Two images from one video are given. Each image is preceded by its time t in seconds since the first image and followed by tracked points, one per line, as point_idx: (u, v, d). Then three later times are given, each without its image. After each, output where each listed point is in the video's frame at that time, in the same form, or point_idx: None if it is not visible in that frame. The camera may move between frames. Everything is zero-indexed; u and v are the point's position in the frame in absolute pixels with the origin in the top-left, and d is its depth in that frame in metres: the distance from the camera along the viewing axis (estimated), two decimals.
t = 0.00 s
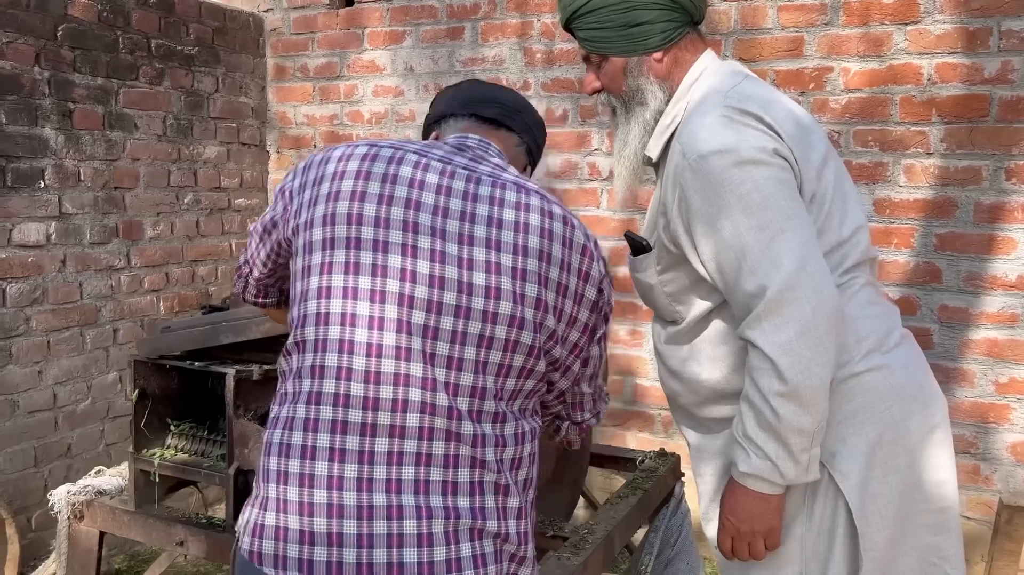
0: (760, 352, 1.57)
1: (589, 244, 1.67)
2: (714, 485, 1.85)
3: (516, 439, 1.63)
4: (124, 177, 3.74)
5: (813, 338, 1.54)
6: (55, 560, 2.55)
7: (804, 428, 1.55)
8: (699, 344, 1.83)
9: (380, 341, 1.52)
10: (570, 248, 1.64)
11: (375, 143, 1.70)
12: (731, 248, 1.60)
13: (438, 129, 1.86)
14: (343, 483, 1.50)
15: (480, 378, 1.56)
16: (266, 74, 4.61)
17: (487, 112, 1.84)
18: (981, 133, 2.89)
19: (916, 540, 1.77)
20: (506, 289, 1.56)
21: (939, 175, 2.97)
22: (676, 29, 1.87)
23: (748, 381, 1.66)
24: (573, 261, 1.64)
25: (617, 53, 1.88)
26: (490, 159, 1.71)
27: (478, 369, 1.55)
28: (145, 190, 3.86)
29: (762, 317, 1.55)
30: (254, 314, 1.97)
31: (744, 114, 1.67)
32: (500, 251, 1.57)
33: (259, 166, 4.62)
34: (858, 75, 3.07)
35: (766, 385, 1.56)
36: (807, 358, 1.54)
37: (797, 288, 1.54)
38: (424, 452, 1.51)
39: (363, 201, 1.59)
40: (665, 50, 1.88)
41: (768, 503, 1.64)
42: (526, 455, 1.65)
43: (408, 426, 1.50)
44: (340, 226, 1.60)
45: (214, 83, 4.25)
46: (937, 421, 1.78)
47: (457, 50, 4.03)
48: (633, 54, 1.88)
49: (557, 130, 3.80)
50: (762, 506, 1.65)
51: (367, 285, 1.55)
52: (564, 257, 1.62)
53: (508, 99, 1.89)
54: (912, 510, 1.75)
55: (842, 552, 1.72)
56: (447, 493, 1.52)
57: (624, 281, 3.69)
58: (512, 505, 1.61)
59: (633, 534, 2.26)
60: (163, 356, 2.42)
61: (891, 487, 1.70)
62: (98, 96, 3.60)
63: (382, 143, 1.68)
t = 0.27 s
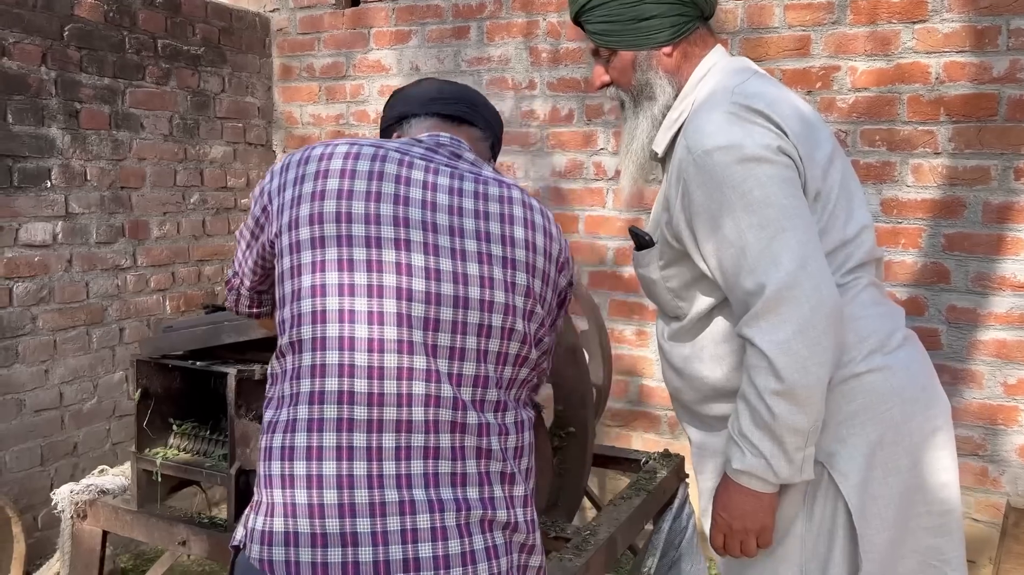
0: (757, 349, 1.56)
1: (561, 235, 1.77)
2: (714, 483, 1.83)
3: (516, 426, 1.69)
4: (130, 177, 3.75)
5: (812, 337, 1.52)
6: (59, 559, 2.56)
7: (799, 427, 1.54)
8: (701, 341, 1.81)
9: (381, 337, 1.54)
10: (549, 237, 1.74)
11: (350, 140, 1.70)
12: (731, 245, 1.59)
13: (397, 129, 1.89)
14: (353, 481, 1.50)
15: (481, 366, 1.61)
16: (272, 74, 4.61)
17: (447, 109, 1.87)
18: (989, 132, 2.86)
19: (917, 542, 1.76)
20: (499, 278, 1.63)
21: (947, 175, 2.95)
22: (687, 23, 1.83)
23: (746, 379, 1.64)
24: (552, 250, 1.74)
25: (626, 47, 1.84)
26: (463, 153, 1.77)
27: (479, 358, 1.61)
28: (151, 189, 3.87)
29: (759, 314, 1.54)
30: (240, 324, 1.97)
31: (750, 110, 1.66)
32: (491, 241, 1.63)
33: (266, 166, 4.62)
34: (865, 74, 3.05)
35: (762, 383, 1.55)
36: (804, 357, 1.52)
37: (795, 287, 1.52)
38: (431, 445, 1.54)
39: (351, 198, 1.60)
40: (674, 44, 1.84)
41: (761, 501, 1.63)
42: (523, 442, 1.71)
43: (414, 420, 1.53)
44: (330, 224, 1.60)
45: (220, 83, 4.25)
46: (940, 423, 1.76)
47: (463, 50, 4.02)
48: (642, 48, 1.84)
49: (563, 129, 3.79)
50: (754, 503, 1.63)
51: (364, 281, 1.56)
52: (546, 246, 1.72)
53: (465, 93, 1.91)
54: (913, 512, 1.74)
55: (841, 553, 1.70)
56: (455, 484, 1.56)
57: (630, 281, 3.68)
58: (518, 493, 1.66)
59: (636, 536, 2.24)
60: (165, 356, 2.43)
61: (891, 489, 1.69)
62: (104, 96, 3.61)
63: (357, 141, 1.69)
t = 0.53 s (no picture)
0: (763, 349, 1.55)
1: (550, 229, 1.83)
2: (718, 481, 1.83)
3: (518, 418, 1.72)
4: (137, 177, 3.77)
5: (818, 337, 1.52)
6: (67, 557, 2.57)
7: (805, 427, 1.53)
8: (706, 340, 1.80)
9: (388, 334, 1.55)
10: (540, 230, 1.80)
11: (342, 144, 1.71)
12: (739, 243, 1.59)
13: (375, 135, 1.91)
14: (364, 476, 1.50)
15: (486, 357, 1.64)
16: (280, 75, 4.63)
17: (423, 112, 1.88)
18: (997, 133, 2.85)
19: (922, 543, 1.75)
20: (498, 270, 1.67)
21: (955, 175, 2.94)
22: (698, 19, 1.81)
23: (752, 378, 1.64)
24: (543, 244, 1.80)
25: (638, 42, 1.83)
26: (451, 155, 1.80)
27: (483, 349, 1.64)
28: (159, 190, 3.88)
29: (765, 313, 1.54)
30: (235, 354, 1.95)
31: (760, 108, 1.65)
32: (488, 236, 1.68)
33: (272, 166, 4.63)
34: (872, 74, 3.04)
35: (767, 383, 1.55)
36: (810, 356, 1.52)
37: (802, 287, 1.52)
38: (439, 439, 1.55)
39: (351, 199, 1.61)
40: (685, 40, 1.83)
41: (766, 503, 1.62)
42: (526, 434, 1.74)
43: (422, 414, 1.54)
44: (331, 226, 1.60)
45: (227, 84, 4.27)
46: (946, 425, 1.76)
47: (469, 50, 4.02)
48: (653, 44, 1.82)
49: (569, 130, 3.79)
50: (759, 505, 1.63)
51: (370, 280, 1.57)
52: (538, 237, 1.78)
53: (440, 96, 1.93)
54: (916, 513, 1.73)
55: (845, 553, 1.70)
56: (463, 478, 1.57)
57: (636, 281, 3.68)
58: (524, 485, 1.68)
59: (641, 536, 2.24)
60: (172, 355, 2.44)
61: (896, 490, 1.68)
62: (112, 97, 3.62)
63: (351, 145, 1.70)
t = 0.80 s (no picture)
0: (770, 351, 1.55)
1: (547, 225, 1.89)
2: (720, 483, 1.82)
3: (522, 415, 1.75)
4: (144, 180, 3.78)
5: (825, 339, 1.52)
6: (73, 557, 2.59)
7: (811, 430, 1.54)
8: (711, 341, 1.80)
9: (389, 332, 1.59)
10: (539, 228, 1.84)
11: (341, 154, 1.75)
12: (744, 244, 1.59)
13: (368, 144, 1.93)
14: (358, 468, 1.54)
15: (488, 352, 1.68)
16: (285, 77, 4.64)
17: (414, 121, 1.90)
18: (1002, 135, 2.85)
19: (925, 547, 1.75)
20: (498, 266, 1.72)
21: (959, 177, 2.93)
22: (706, 20, 1.82)
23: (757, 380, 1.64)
24: (542, 242, 1.85)
25: (647, 41, 1.83)
26: (446, 160, 1.85)
27: (486, 344, 1.68)
28: (165, 192, 3.90)
29: (772, 316, 1.54)
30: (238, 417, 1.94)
31: (769, 110, 1.65)
32: (487, 233, 1.73)
33: (278, 169, 4.65)
34: (877, 76, 3.04)
35: (774, 386, 1.55)
36: (817, 359, 1.52)
37: (809, 289, 1.52)
38: (435, 435, 1.60)
39: (352, 204, 1.65)
40: (693, 40, 1.83)
41: (772, 506, 1.62)
42: (530, 429, 1.76)
43: (419, 410, 1.59)
44: (333, 231, 1.64)
45: (233, 86, 4.28)
46: (948, 428, 1.76)
47: (474, 53, 4.03)
48: (661, 44, 1.83)
49: (573, 132, 3.79)
50: (765, 509, 1.63)
51: (371, 281, 1.61)
52: (536, 233, 1.83)
53: (430, 104, 1.94)
54: (919, 516, 1.73)
55: (848, 557, 1.70)
56: (459, 474, 1.61)
57: (640, 283, 3.68)
58: (523, 482, 1.71)
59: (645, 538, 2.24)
60: (178, 357, 2.44)
61: (899, 493, 1.68)
62: (119, 99, 3.64)
63: (352, 154, 1.75)
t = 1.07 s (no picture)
0: (776, 357, 1.55)
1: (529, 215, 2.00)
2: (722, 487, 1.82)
3: (525, 404, 1.83)
4: (147, 183, 3.79)
5: (831, 345, 1.52)
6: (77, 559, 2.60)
7: (818, 436, 1.54)
8: (713, 345, 1.80)
9: (386, 335, 1.68)
10: (521, 217, 1.95)
11: (322, 172, 1.85)
12: (750, 249, 1.59)
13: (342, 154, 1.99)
14: (364, 467, 1.64)
15: (485, 345, 1.78)
16: (288, 80, 4.65)
17: (387, 131, 1.99)
18: (1004, 137, 2.85)
19: (928, 551, 1.75)
20: (487, 260, 1.82)
21: (962, 180, 2.93)
22: (708, 24, 1.82)
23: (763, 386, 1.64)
24: (527, 232, 1.96)
25: (649, 45, 1.83)
26: (423, 164, 1.95)
27: (482, 338, 1.77)
28: (168, 195, 3.91)
29: (779, 321, 1.54)
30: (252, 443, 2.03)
31: (772, 115, 1.65)
32: (474, 231, 1.84)
33: (281, 171, 4.65)
34: (879, 79, 3.04)
35: (781, 392, 1.55)
36: (824, 364, 1.52)
37: (815, 294, 1.52)
38: (438, 432, 1.69)
39: (340, 219, 1.75)
40: (695, 45, 1.84)
41: (779, 513, 1.62)
42: (535, 421, 1.85)
43: (420, 408, 1.69)
44: (323, 246, 1.73)
45: (236, 89, 4.29)
46: (951, 432, 1.75)
47: (476, 56, 4.04)
48: (663, 48, 1.83)
49: (576, 134, 3.79)
50: (772, 516, 1.62)
51: (365, 290, 1.70)
52: (520, 223, 1.94)
53: (399, 111, 2.02)
54: (922, 520, 1.73)
55: (851, 562, 1.71)
56: (464, 468, 1.70)
57: (642, 286, 3.68)
58: (528, 470, 1.79)
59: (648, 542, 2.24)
60: (182, 360, 2.44)
61: (902, 497, 1.68)
62: (122, 103, 3.65)
63: (331, 171, 1.84)
